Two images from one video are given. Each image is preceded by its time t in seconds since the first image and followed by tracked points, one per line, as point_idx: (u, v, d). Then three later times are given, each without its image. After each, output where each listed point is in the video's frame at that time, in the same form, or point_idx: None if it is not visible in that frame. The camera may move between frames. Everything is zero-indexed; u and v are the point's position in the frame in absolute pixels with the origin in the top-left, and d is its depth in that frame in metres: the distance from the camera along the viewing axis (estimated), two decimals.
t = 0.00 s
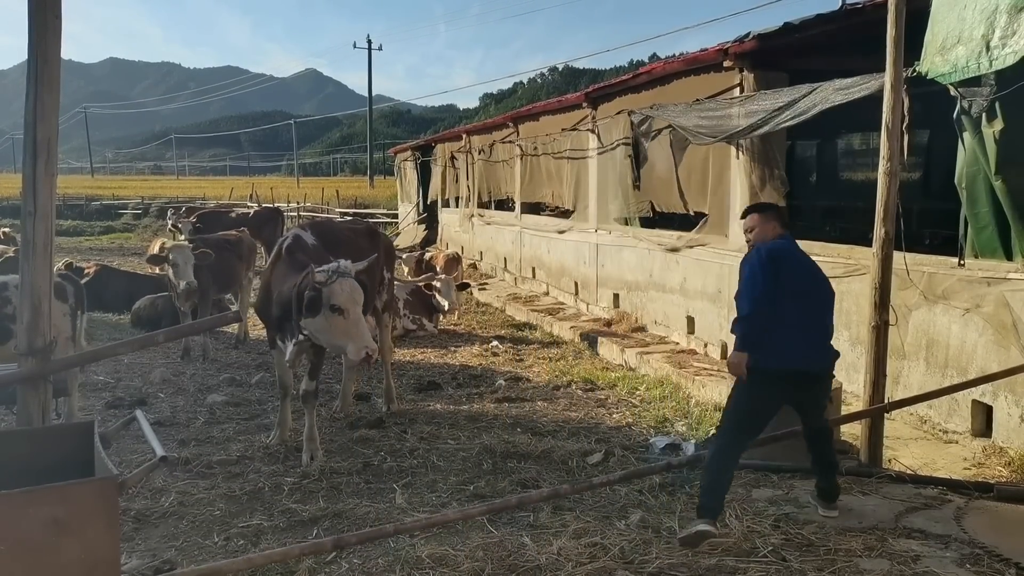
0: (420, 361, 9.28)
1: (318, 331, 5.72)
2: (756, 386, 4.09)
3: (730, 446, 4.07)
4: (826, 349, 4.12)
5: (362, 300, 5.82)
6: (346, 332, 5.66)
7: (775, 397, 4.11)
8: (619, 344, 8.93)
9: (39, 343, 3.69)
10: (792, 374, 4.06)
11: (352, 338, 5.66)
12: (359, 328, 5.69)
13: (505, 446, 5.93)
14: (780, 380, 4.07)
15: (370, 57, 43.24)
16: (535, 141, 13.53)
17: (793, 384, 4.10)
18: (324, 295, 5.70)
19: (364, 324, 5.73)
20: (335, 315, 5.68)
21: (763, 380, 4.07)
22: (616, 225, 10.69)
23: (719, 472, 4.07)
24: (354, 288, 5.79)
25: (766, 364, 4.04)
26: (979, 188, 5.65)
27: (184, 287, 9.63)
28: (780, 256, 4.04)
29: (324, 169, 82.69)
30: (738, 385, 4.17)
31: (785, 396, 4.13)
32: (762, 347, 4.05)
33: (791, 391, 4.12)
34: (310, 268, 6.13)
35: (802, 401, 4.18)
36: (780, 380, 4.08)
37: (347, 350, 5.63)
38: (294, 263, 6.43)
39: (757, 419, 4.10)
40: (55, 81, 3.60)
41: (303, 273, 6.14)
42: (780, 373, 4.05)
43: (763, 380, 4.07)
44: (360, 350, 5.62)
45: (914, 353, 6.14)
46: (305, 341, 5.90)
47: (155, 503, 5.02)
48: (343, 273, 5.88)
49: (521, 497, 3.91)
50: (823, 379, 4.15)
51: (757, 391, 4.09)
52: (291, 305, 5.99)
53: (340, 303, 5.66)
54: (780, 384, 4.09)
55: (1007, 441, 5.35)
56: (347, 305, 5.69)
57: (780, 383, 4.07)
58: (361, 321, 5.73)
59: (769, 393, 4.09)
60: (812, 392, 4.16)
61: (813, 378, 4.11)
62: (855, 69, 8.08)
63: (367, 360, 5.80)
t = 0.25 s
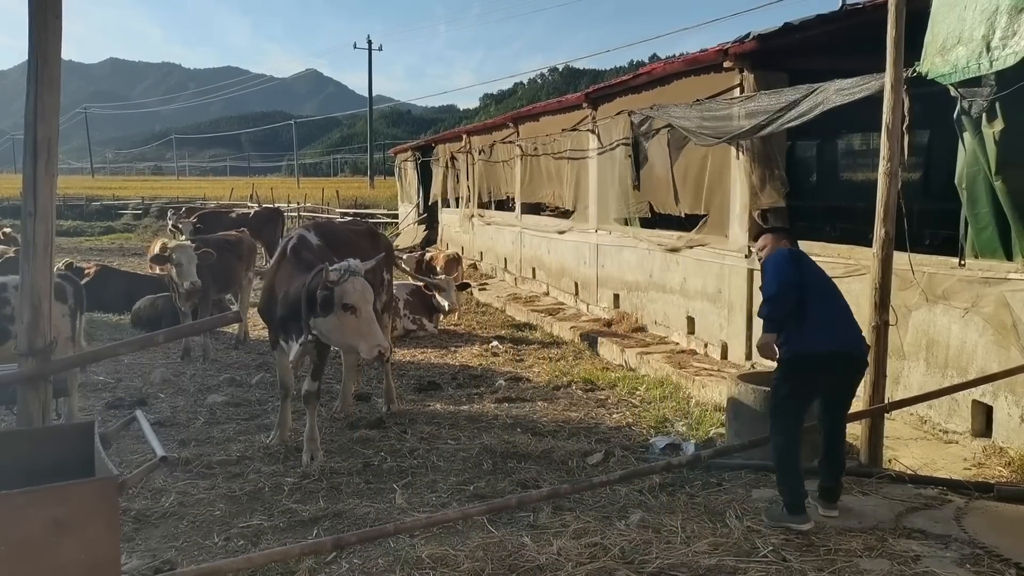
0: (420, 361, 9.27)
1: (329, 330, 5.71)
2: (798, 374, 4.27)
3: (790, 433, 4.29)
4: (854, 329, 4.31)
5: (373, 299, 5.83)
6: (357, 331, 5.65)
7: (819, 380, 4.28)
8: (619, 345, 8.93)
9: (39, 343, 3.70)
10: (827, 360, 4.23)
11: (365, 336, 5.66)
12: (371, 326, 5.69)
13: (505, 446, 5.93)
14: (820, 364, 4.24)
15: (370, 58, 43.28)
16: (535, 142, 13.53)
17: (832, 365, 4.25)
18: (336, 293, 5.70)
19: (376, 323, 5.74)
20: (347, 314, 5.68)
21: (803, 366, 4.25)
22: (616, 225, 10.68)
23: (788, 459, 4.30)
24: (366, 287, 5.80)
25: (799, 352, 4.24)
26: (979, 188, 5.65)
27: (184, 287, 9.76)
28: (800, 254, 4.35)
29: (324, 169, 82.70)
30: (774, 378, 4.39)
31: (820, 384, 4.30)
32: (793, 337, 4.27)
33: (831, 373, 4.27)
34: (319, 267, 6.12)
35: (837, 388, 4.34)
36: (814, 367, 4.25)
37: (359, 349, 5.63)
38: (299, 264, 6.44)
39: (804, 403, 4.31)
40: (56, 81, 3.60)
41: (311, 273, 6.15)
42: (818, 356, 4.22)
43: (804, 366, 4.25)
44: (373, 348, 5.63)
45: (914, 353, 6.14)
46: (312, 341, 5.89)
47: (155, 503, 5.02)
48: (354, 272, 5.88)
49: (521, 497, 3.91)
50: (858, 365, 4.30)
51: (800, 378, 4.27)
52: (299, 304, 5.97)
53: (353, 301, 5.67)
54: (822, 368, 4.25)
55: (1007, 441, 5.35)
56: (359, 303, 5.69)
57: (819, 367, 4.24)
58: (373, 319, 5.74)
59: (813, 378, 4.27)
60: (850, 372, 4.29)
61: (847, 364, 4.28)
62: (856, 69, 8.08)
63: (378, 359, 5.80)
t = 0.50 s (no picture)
0: (420, 361, 9.28)
1: (335, 330, 5.71)
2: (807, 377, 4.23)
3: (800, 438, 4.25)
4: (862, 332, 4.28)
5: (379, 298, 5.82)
6: (363, 331, 5.66)
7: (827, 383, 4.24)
8: (619, 345, 8.93)
9: (39, 343, 3.69)
10: (835, 361, 4.20)
11: (371, 336, 5.67)
12: (377, 325, 5.70)
13: (505, 446, 5.93)
14: (830, 367, 4.20)
15: (370, 58, 43.31)
16: (535, 141, 13.53)
17: (841, 367, 4.21)
18: (342, 293, 5.69)
19: (382, 322, 5.75)
20: (353, 314, 5.67)
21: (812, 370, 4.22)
22: (616, 225, 10.68)
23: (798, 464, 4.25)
24: (372, 286, 5.79)
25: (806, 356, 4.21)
26: (979, 188, 5.65)
27: (186, 288, 9.75)
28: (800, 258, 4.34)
29: (324, 169, 82.69)
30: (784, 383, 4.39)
31: (830, 387, 4.26)
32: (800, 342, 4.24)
33: (841, 376, 4.23)
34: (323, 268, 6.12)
35: (848, 390, 4.30)
36: (821, 370, 4.21)
37: (366, 349, 5.64)
38: (303, 265, 6.44)
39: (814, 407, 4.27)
40: (56, 81, 3.60)
41: (315, 274, 6.15)
42: (827, 358, 4.19)
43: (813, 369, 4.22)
44: (379, 348, 5.64)
45: (914, 353, 6.14)
46: (316, 341, 5.89)
47: (155, 503, 5.02)
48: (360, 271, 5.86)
49: (522, 498, 3.91)
50: (866, 366, 4.26)
51: (808, 382, 4.24)
52: (303, 304, 5.96)
53: (359, 301, 5.66)
54: (830, 371, 4.21)
55: (1007, 441, 5.35)
56: (366, 303, 5.69)
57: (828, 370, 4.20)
58: (379, 319, 5.74)
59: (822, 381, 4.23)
60: (859, 373, 4.26)
61: (855, 365, 4.23)
62: (856, 69, 8.08)
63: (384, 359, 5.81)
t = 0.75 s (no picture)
0: (420, 361, 9.27)
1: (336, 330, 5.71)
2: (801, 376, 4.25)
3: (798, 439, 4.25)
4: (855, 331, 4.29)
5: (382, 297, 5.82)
6: (366, 330, 5.66)
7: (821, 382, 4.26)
8: (619, 344, 8.93)
9: (38, 343, 3.69)
10: (827, 361, 4.22)
11: (373, 335, 5.67)
12: (380, 325, 5.69)
13: (505, 446, 5.93)
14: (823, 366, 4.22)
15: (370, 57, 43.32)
16: (535, 141, 13.52)
17: (835, 366, 4.24)
18: (345, 292, 5.69)
19: (385, 322, 5.74)
20: (356, 313, 5.67)
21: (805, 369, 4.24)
22: (616, 225, 10.68)
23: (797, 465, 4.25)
24: (375, 285, 5.79)
25: (799, 356, 4.23)
26: (979, 187, 5.65)
27: (186, 289, 9.73)
28: (791, 258, 4.35)
29: (324, 169, 82.69)
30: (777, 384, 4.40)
31: (823, 386, 4.28)
32: (792, 342, 4.25)
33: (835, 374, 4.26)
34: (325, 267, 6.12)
35: (841, 390, 4.33)
36: (815, 370, 4.24)
37: (369, 348, 5.64)
38: (305, 265, 6.45)
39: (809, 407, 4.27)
40: (55, 81, 3.60)
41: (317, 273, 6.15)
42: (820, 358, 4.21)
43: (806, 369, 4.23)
44: (381, 348, 5.63)
45: (914, 353, 6.14)
46: (317, 341, 5.88)
47: (155, 503, 5.02)
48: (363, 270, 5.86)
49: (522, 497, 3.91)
50: (859, 365, 4.28)
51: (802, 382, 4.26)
52: (305, 304, 5.96)
53: (362, 300, 5.66)
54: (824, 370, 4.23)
55: (1007, 441, 5.35)
56: (368, 302, 5.68)
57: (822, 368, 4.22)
58: (382, 318, 5.74)
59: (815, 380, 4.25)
60: (852, 372, 4.29)
61: (847, 364, 4.25)
62: (855, 69, 8.08)
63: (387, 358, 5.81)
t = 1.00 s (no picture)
0: (421, 361, 9.28)
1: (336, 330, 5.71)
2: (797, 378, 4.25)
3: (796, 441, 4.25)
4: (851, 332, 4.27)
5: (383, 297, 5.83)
6: (366, 330, 5.66)
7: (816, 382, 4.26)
8: (619, 345, 8.94)
9: (39, 344, 3.70)
10: (823, 360, 4.22)
11: (373, 335, 5.67)
12: (380, 325, 5.69)
13: (505, 446, 5.93)
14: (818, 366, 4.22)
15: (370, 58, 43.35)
16: (535, 142, 13.53)
17: (830, 366, 4.23)
18: (346, 292, 5.70)
19: (385, 322, 5.74)
20: (356, 313, 5.67)
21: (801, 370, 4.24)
22: (616, 226, 10.69)
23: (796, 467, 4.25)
24: (375, 285, 5.79)
25: (793, 358, 4.23)
26: (980, 188, 5.65)
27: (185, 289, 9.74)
28: (783, 257, 4.33)
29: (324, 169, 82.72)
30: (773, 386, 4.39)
31: (820, 385, 4.28)
32: (785, 344, 4.26)
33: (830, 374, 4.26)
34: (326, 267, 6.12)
35: (837, 388, 4.32)
36: (810, 370, 4.23)
37: (369, 348, 5.64)
38: (307, 265, 6.46)
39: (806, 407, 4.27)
40: (56, 82, 3.60)
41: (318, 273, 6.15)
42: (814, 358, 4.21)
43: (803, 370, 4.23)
44: (381, 348, 5.63)
45: (915, 353, 6.14)
46: (318, 342, 5.89)
47: (156, 503, 5.03)
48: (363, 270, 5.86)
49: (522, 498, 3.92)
50: (855, 364, 4.27)
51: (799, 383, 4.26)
52: (306, 304, 5.96)
53: (361, 300, 5.66)
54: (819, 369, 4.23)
55: (1007, 442, 5.35)
56: (368, 302, 5.68)
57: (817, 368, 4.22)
58: (382, 318, 5.74)
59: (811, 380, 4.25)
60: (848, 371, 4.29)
61: (842, 363, 4.25)
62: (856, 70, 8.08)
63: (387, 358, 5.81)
